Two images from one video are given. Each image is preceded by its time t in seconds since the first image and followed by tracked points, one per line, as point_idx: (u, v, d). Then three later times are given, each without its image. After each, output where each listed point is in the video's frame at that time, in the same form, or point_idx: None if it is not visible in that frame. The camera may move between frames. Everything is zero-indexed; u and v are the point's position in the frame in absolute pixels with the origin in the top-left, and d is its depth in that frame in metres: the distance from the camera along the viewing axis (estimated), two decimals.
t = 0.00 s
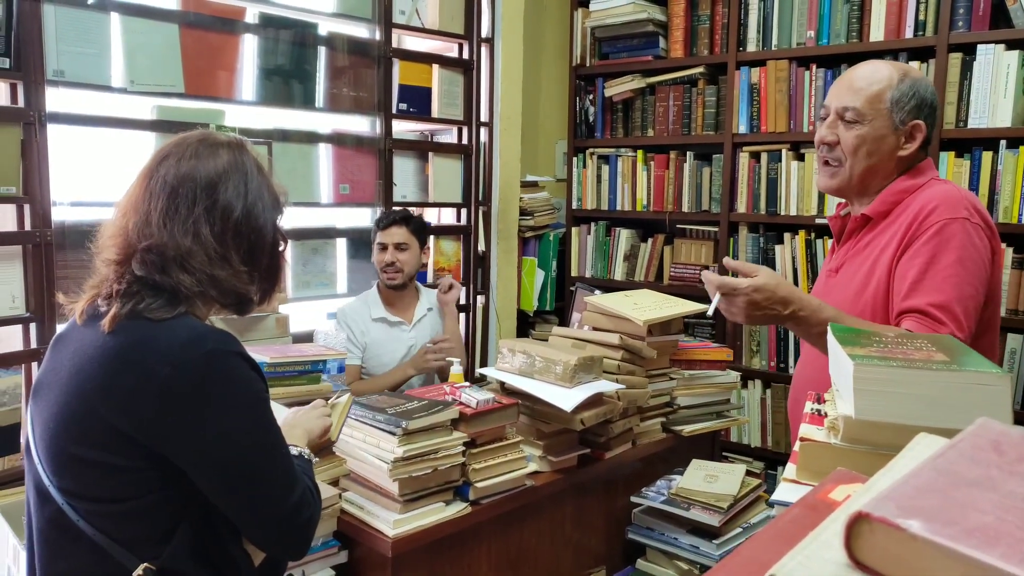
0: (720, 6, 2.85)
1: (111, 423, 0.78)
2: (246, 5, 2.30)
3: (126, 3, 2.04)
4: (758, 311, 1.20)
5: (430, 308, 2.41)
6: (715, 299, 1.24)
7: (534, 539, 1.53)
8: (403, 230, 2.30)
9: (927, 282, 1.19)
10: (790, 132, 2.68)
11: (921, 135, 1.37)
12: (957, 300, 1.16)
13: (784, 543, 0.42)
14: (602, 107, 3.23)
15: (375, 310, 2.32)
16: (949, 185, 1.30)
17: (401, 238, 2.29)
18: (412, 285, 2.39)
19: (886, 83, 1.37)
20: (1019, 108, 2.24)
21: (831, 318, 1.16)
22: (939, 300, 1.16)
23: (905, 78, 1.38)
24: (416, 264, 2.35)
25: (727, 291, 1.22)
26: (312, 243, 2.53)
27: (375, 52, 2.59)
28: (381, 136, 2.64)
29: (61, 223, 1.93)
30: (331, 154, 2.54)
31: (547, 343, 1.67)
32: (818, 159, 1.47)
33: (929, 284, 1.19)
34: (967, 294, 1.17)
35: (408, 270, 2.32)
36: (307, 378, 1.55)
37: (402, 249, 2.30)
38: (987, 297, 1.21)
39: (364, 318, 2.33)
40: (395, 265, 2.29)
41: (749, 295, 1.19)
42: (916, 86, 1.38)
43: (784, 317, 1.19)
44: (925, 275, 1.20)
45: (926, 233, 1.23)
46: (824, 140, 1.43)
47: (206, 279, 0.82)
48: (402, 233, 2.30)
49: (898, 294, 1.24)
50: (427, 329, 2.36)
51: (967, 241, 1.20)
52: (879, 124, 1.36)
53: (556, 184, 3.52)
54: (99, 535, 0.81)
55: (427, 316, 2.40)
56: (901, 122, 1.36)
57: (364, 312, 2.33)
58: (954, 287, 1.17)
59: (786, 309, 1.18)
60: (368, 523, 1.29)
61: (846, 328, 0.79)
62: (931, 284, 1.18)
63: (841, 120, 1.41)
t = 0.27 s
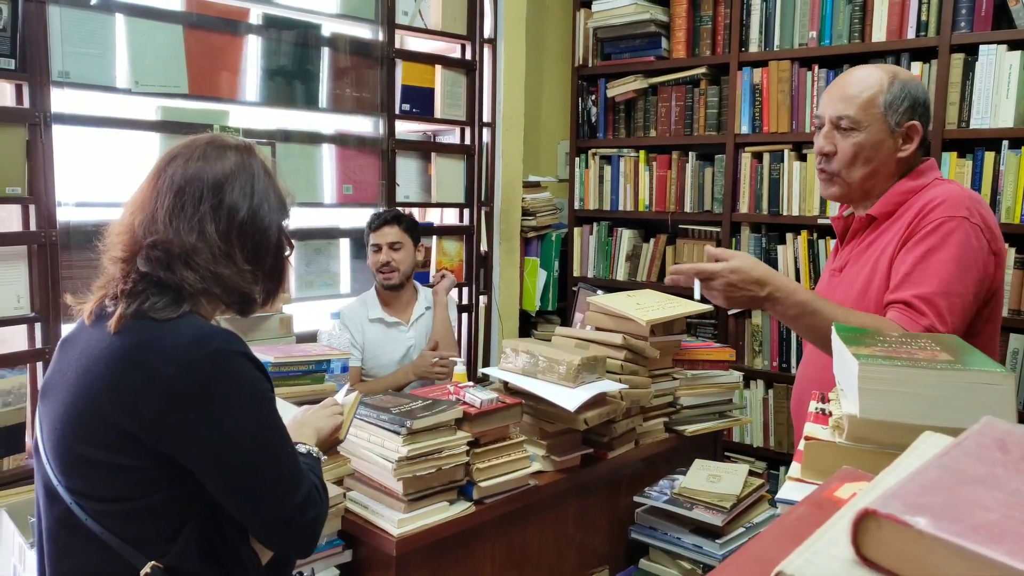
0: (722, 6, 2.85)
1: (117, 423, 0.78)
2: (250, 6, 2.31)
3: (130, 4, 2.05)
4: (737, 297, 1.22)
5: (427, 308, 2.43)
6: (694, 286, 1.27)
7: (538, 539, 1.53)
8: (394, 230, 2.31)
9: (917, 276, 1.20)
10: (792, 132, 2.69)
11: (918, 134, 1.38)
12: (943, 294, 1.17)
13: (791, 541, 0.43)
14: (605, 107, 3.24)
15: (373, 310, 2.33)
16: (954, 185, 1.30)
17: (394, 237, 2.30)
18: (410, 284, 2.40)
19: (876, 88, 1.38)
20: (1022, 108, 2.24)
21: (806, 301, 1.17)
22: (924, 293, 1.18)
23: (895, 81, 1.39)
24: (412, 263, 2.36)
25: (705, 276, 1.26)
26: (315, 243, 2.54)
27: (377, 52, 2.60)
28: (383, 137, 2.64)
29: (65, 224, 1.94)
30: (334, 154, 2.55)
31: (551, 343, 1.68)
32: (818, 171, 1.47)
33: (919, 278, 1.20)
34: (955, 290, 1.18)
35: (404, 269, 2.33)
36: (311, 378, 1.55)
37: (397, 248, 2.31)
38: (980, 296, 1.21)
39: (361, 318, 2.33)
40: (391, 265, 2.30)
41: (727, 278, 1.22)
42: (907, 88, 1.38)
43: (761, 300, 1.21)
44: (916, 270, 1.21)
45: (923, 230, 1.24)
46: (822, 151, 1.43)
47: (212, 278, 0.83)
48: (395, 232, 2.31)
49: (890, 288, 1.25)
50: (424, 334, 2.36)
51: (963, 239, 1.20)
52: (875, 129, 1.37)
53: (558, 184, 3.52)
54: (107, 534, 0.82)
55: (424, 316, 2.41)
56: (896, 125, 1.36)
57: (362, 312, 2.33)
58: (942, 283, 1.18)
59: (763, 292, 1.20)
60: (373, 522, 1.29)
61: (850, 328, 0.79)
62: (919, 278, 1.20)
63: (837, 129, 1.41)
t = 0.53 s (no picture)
0: (722, 6, 2.85)
1: (119, 421, 0.79)
2: (250, 6, 2.31)
3: (130, 5, 2.05)
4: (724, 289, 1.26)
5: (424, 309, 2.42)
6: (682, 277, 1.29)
7: (537, 539, 1.54)
8: (392, 230, 2.31)
9: (905, 271, 1.21)
10: (792, 133, 2.69)
11: (909, 132, 1.38)
12: (930, 288, 1.17)
13: (789, 541, 0.43)
14: (604, 108, 3.24)
15: (372, 309, 2.32)
16: (949, 184, 1.30)
17: (392, 237, 2.30)
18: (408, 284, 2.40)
19: (866, 88, 1.39)
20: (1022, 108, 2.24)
21: (794, 291, 1.18)
22: (909, 286, 1.18)
23: (884, 81, 1.39)
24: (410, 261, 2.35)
25: (694, 265, 1.28)
26: (315, 243, 2.54)
27: (377, 52, 2.60)
28: (383, 137, 2.64)
29: (65, 224, 1.94)
30: (334, 154, 2.55)
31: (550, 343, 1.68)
32: (813, 173, 1.47)
33: (907, 273, 1.21)
34: (940, 283, 1.17)
35: (402, 268, 2.33)
36: (310, 378, 1.55)
37: (394, 248, 2.30)
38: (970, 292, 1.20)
39: (361, 317, 2.33)
40: (388, 264, 2.30)
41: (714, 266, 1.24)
42: (896, 87, 1.39)
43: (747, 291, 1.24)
44: (905, 265, 1.21)
45: (915, 227, 1.25)
46: (816, 153, 1.44)
47: (213, 276, 0.83)
48: (392, 232, 2.31)
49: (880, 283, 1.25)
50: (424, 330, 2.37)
51: (954, 236, 1.20)
52: (868, 129, 1.37)
53: (557, 184, 3.53)
54: (109, 532, 0.82)
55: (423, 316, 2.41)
56: (888, 123, 1.37)
57: (362, 312, 2.33)
58: (928, 276, 1.18)
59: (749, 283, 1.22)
60: (372, 522, 1.29)
61: (849, 328, 0.79)
62: (907, 273, 1.20)
63: (830, 131, 1.42)
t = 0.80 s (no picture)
0: (722, 7, 2.85)
1: (118, 421, 0.79)
2: (250, 7, 2.31)
3: (131, 6, 2.06)
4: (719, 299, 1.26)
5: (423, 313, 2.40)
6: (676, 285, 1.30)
7: (537, 539, 1.54)
8: (393, 231, 2.31)
9: (900, 274, 1.21)
10: (792, 134, 2.69)
11: (907, 133, 1.39)
12: (926, 291, 1.17)
13: (785, 542, 0.43)
14: (605, 108, 3.24)
15: (374, 309, 2.33)
16: (943, 186, 1.30)
17: (393, 238, 2.30)
18: (409, 284, 2.41)
19: (864, 88, 1.39)
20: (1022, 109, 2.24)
21: (791, 298, 1.18)
22: (906, 290, 1.18)
23: (882, 81, 1.40)
24: (411, 262, 2.36)
25: (691, 274, 1.29)
26: (315, 244, 2.54)
27: (377, 53, 2.60)
28: (384, 138, 2.64)
29: (66, 225, 1.94)
30: (334, 155, 2.55)
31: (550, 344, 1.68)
32: (811, 170, 1.48)
33: (902, 276, 1.21)
34: (937, 286, 1.17)
35: (403, 269, 2.32)
36: (310, 378, 1.56)
37: (397, 249, 2.30)
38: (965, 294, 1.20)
39: (361, 317, 2.33)
40: (391, 266, 2.29)
41: (711, 274, 1.25)
42: (893, 88, 1.39)
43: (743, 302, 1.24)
44: (901, 269, 1.22)
45: (911, 230, 1.25)
46: (815, 150, 1.44)
47: (209, 278, 0.83)
48: (393, 233, 2.31)
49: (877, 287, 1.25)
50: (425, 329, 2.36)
51: (948, 238, 1.20)
52: (865, 127, 1.37)
53: (557, 185, 3.53)
54: (108, 532, 0.82)
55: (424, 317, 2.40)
56: (886, 122, 1.37)
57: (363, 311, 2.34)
58: (925, 279, 1.18)
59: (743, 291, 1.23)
60: (372, 523, 1.29)
61: (846, 330, 0.80)
62: (902, 276, 1.21)
63: (828, 128, 1.42)
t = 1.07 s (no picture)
0: (723, 9, 2.85)
1: (114, 422, 0.79)
2: (251, 9, 2.31)
3: (132, 7, 2.06)
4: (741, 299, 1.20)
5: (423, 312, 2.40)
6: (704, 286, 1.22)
7: (537, 541, 1.54)
8: (399, 234, 2.30)
9: (911, 276, 1.19)
10: (792, 135, 2.69)
11: (906, 133, 1.38)
12: (938, 293, 1.16)
13: (783, 545, 0.43)
14: (605, 109, 3.24)
15: (374, 309, 2.33)
16: (940, 186, 1.30)
17: (399, 241, 2.29)
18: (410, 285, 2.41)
19: (864, 88, 1.40)
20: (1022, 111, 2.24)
21: (795, 303, 1.18)
22: (919, 293, 1.17)
23: (881, 82, 1.40)
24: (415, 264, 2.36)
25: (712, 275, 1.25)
26: (315, 245, 2.54)
27: (378, 54, 2.60)
28: (384, 139, 2.64)
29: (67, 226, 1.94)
30: (335, 156, 2.55)
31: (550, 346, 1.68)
32: (811, 169, 1.48)
33: (913, 279, 1.19)
34: (949, 287, 1.16)
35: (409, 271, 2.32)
36: (310, 379, 1.56)
37: (401, 252, 2.29)
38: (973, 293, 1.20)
39: (362, 317, 2.34)
40: (397, 269, 2.29)
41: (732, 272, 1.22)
42: (893, 89, 1.39)
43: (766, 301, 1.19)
44: (910, 271, 1.20)
45: (914, 232, 1.24)
46: (813, 149, 1.45)
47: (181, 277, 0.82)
48: (398, 236, 2.29)
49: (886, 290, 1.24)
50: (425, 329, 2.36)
51: (952, 239, 1.20)
52: (864, 126, 1.37)
53: (558, 186, 3.53)
54: (106, 533, 0.82)
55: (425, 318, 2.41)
56: (885, 121, 1.37)
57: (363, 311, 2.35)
58: (937, 281, 1.17)
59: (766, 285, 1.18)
60: (372, 524, 1.30)
61: (846, 332, 0.80)
62: (913, 279, 1.19)
63: (827, 127, 1.43)
